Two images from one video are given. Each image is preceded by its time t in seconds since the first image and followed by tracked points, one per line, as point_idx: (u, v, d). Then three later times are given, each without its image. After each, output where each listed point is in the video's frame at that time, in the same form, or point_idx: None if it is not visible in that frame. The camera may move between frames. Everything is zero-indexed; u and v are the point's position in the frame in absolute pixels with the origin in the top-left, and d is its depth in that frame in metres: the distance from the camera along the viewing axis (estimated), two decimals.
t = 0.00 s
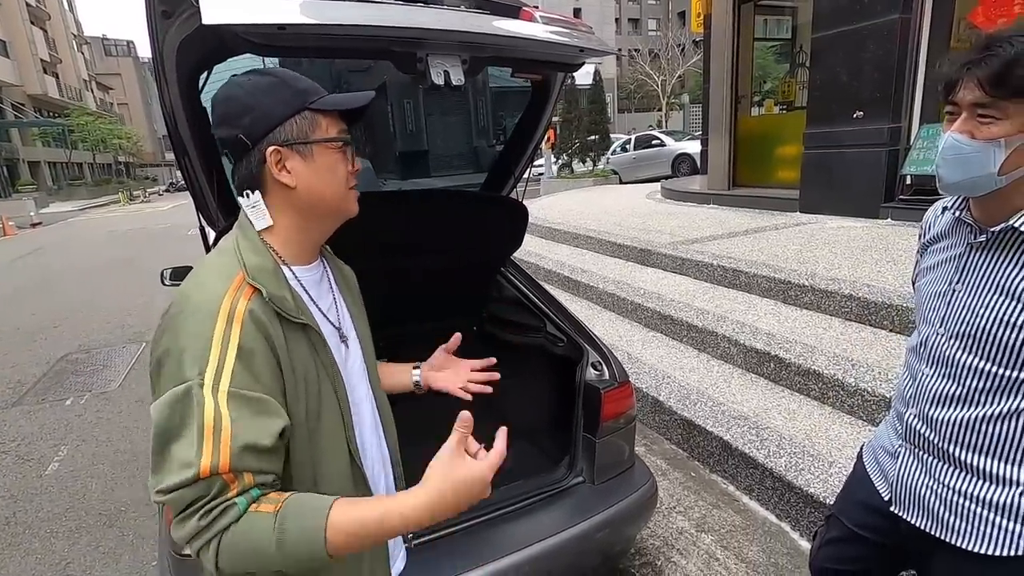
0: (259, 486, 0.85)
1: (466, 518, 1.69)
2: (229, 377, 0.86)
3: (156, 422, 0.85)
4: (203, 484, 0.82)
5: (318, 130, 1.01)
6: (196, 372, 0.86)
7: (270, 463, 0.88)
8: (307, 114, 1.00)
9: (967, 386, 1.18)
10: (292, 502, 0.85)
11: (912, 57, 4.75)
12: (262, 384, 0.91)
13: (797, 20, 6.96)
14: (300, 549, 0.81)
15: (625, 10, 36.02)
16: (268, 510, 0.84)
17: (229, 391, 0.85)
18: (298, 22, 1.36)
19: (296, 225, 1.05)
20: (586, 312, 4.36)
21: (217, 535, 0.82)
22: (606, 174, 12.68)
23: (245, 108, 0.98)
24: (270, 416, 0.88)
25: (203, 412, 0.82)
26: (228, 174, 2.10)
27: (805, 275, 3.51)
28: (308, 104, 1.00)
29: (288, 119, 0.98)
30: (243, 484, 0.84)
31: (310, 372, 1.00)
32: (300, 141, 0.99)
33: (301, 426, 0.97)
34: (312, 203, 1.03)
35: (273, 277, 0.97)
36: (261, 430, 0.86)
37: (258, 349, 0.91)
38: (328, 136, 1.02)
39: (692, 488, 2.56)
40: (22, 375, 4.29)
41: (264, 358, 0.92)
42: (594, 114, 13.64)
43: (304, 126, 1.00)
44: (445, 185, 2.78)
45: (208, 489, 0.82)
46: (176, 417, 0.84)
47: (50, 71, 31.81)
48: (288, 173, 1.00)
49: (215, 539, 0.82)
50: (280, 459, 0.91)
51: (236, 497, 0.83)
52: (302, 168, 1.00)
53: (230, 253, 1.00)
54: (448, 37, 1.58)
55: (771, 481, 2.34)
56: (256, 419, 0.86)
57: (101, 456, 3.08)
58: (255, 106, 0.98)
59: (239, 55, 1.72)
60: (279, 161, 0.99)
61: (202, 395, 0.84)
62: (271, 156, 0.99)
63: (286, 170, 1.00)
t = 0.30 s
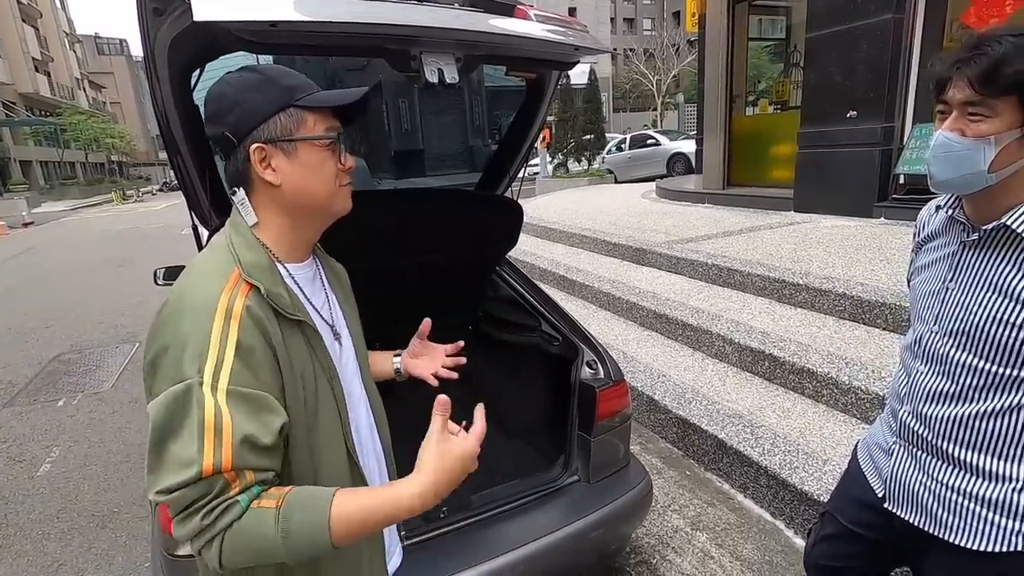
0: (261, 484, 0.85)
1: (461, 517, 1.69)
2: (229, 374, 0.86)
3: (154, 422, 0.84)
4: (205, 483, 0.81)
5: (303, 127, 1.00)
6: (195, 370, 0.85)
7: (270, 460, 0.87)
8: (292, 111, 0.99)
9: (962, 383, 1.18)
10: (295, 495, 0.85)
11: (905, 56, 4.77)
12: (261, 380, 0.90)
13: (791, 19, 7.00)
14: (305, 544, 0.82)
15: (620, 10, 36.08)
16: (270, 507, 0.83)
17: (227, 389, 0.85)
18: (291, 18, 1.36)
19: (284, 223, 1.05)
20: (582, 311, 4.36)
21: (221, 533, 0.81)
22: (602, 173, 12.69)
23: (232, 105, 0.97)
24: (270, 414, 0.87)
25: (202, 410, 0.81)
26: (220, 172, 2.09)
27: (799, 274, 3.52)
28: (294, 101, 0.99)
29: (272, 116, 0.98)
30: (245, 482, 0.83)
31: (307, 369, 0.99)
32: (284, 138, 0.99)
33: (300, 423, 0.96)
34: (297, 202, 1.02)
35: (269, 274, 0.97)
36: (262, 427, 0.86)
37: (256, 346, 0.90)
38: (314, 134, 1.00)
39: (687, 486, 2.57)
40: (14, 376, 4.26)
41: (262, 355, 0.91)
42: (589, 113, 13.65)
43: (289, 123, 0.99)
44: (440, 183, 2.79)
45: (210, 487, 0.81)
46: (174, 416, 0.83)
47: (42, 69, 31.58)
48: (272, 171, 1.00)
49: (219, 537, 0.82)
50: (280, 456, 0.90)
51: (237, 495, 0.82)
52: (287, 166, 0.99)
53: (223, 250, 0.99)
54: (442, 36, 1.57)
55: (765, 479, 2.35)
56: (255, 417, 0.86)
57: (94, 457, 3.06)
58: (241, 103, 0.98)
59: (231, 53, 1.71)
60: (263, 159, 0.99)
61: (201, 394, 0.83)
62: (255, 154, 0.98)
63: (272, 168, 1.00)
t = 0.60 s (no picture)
0: (243, 493, 0.85)
1: (456, 517, 1.68)
2: (211, 380, 0.85)
3: (134, 426, 0.83)
4: (188, 492, 0.81)
5: (285, 124, 0.99)
6: (178, 375, 0.84)
7: (253, 469, 0.87)
8: (273, 108, 0.98)
9: (954, 380, 1.19)
10: (277, 507, 0.86)
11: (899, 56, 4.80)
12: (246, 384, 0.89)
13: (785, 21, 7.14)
14: (284, 557, 0.82)
15: (615, 10, 36.11)
16: (252, 519, 0.83)
17: (211, 395, 0.84)
18: (285, 17, 1.35)
19: (274, 222, 1.04)
20: (578, 310, 4.36)
21: (201, 542, 0.82)
22: (598, 173, 12.69)
23: (213, 105, 0.98)
24: (253, 421, 0.87)
25: (186, 418, 0.81)
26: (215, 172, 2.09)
27: (794, 273, 3.53)
28: (273, 98, 0.98)
29: (252, 114, 0.97)
30: (228, 492, 0.84)
31: (295, 371, 0.99)
32: (268, 136, 0.98)
33: (288, 425, 0.96)
34: (285, 200, 1.01)
35: (257, 275, 0.96)
36: (244, 435, 0.86)
37: (240, 351, 0.90)
38: (297, 130, 1.00)
39: (683, 485, 2.57)
40: (7, 377, 4.23)
41: (246, 359, 0.90)
42: (585, 113, 13.66)
43: (271, 120, 0.98)
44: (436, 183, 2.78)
45: (192, 496, 0.81)
46: (155, 422, 0.83)
47: (33, 68, 31.34)
48: (258, 171, 0.99)
49: (199, 546, 0.82)
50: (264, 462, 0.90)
51: (220, 505, 0.83)
52: (272, 165, 0.99)
53: (212, 251, 0.99)
54: (438, 35, 1.57)
55: (761, 478, 2.36)
56: (238, 425, 0.85)
57: (87, 458, 3.04)
58: (221, 103, 0.98)
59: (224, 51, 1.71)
60: (248, 159, 0.99)
61: (184, 401, 0.82)
62: (239, 154, 0.98)
63: (257, 167, 0.99)
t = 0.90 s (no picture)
0: (216, 491, 0.83)
1: (451, 517, 1.68)
2: (186, 380, 0.85)
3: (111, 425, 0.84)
4: (158, 487, 0.80)
5: (275, 124, 0.99)
6: (154, 374, 0.85)
7: (228, 469, 0.86)
8: (266, 108, 0.98)
9: (946, 378, 1.20)
10: (250, 505, 0.83)
11: (893, 57, 4.82)
12: (224, 386, 0.89)
13: (780, 22, 7.25)
14: (252, 557, 0.79)
15: (611, 10, 36.15)
16: (224, 515, 0.81)
17: (186, 393, 0.84)
18: (280, 17, 1.35)
19: (255, 221, 1.03)
20: (574, 310, 4.37)
21: (172, 539, 0.80)
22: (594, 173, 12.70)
23: (208, 102, 0.99)
24: (229, 420, 0.86)
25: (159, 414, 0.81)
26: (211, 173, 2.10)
27: (789, 273, 3.55)
28: (267, 99, 0.98)
29: (244, 113, 0.98)
30: (200, 489, 0.82)
31: (279, 373, 0.99)
32: (256, 135, 0.98)
33: (269, 428, 0.95)
34: (267, 199, 1.01)
35: (240, 277, 0.96)
36: (219, 434, 0.85)
37: (219, 352, 0.89)
38: (286, 132, 0.99)
39: (679, 484, 2.58)
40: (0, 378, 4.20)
41: (225, 361, 0.90)
42: (581, 112, 13.68)
43: (260, 120, 0.98)
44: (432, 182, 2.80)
45: (163, 493, 0.80)
46: (130, 420, 0.83)
47: (26, 67, 31.15)
48: (242, 167, 0.99)
49: (170, 544, 0.80)
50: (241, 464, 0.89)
51: (191, 501, 0.81)
52: (257, 164, 0.99)
53: (201, 251, 1.00)
54: (433, 35, 1.57)
55: (756, 476, 2.37)
56: (212, 423, 0.84)
57: (82, 459, 3.03)
58: (216, 100, 0.99)
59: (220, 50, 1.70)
60: (234, 155, 0.99)
61: (158, 398, 0.83)
62: (225, 150, 0.98)
63: (242, 164, 0.99)
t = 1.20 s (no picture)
0: (206, 489, 0.85)
1: (447, 516, 1.68)
2: (185, 379, 0.85)
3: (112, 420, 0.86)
4: (149, 486, 0.83)
5: (303, 137, 0.99)
6: (153, 372, 0.85)
7: (221, 465, 0.87)
8: (296, 120, 0.98)
9: (937, 377, 1.21)
10: (239, 502, 0.85)
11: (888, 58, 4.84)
12: (224, 384, 0.89)
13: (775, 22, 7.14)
14: (236, 552, 0.82)
15: (607, 10, 36.19)
16: (212, 512, 0.83)
17: (182, 393, 0.84)
18: (277, 17, 1.35)
19: (274, 226, 1.04)
20: (571, 309, 4.38)
21: (162, 535, 0.83)
22: (591, 173, 12.70)
23: (235, 107, 0.98)
24: (225, 418, 0.87)
25: (152, 415, 0.82)
26: (208, 172, 2.10)
27: (785, 272, 3.56)
28: (299, 111, 0.98)
29: (274, 124, 0.97)
30: (189, 487, 0.84)
31: (279, 373, 0.99)
32: (284, 146, 0.98)
33: (269, 426, 0.95)
34: (290, 209, 1.02)
35: (243, 277, 0.96)
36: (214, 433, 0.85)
37: (218, 351, 0.89)
38: (313, 145, 1.00)
39: (675, 483, 2.59)
40: None
41: (224, 359, 0.90)
42: (578, 112, 13.68)
43: (289, 132, 0.98)
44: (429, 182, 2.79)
45: (154, 491, 0.83)
46: (129, 417, 0.85)
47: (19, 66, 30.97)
48: (268, 176, 0.99)
49: (161, 538, 0.83)
50: (237, 459, 0.89)
51: (180, 500, 0.83)
52: (283, 174, 0.99)
53: (206, 250, 1.00)
54: (430, 35, 1.57)
55: (751, 475, 2.38)
56: (206, 422, 0.85)
57: (77, 460, 3.02)
58: (247, 106, 0.97)
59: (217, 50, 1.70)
60: (261, 164, 0.99)
61: (153, 398, 0.84)
62: (252, 159, 0.98)
63: (268, 173, 0.99)
